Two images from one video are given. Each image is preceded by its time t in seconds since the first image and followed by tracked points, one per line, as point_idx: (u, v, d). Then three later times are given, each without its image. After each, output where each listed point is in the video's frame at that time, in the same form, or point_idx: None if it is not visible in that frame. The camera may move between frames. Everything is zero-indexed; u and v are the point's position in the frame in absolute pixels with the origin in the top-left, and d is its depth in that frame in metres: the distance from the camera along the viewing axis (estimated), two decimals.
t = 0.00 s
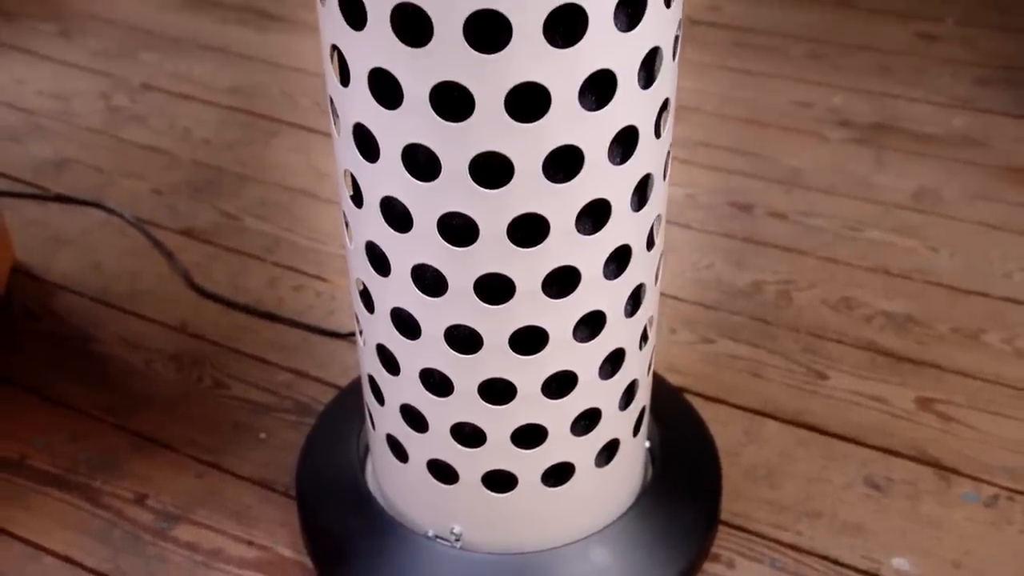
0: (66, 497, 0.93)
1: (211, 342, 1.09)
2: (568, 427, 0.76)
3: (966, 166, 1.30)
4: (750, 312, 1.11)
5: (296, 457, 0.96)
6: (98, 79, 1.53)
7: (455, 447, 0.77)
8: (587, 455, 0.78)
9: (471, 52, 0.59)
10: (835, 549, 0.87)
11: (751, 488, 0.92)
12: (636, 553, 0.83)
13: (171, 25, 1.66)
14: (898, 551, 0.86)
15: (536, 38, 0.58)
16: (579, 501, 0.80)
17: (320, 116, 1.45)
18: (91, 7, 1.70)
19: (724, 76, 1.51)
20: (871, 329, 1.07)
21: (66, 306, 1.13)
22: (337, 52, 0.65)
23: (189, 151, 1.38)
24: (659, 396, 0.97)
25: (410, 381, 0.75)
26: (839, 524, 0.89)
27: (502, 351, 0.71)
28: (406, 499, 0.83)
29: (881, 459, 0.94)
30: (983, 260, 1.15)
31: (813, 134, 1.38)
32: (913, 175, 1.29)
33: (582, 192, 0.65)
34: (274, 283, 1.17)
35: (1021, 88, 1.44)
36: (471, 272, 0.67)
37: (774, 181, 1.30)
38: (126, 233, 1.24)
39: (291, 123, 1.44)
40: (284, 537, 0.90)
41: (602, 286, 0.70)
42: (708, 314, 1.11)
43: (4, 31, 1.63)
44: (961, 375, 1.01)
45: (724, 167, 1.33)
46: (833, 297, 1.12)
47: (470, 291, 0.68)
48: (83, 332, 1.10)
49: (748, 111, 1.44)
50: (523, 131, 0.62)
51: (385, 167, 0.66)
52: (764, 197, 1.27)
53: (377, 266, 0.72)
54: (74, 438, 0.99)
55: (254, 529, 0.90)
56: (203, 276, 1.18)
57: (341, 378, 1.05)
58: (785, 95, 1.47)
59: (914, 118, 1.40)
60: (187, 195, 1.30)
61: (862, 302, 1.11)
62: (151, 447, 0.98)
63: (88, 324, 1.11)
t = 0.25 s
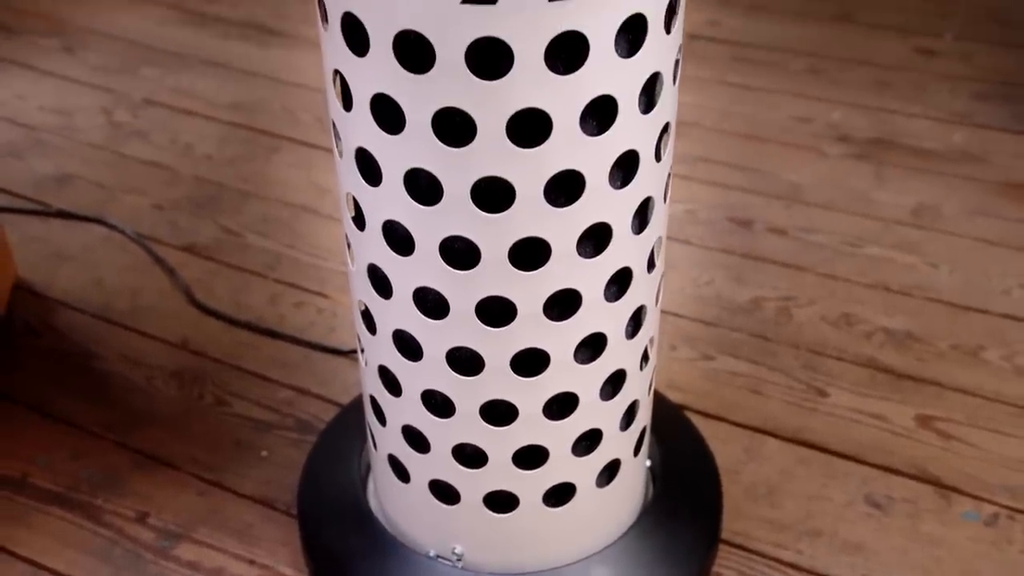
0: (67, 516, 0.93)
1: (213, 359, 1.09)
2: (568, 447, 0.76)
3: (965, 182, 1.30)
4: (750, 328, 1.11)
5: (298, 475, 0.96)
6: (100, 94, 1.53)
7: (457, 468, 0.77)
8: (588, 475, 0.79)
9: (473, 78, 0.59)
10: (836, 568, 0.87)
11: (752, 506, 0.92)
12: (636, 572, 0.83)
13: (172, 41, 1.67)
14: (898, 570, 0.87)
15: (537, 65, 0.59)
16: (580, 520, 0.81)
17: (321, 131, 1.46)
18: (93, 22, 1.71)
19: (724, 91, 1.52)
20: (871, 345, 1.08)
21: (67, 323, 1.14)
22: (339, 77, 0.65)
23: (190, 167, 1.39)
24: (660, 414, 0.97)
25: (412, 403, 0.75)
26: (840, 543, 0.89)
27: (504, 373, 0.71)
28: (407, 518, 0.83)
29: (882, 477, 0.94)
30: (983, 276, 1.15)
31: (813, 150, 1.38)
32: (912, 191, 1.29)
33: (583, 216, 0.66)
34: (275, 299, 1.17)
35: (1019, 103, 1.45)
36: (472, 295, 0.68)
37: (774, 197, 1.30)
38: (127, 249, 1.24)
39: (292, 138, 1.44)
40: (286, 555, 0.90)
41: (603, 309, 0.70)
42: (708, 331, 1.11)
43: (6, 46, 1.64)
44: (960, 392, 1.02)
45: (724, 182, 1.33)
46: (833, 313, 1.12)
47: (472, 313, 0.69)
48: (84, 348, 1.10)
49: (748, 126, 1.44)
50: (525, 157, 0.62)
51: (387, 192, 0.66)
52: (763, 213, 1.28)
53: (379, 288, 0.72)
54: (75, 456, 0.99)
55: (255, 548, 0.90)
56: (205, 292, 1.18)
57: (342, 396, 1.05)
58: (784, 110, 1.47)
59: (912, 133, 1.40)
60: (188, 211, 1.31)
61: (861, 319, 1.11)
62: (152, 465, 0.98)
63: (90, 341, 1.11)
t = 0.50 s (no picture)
0: (69, 535, 0.93)
1: (215, 377, 1.09)
2: (570, 469, 0.76)
3: (964, 199, 1.31)
4: (751, 346, 1.11)
5: (299, 494, 0.96)
6: (102, 110, 1.54)
7: (459, 489, 0.77)
8: (589, 496, 0.79)
9: (475, 105, 0.60)
10: None
11: (753, 525, 0.93)
12: None
13: (174, 57, 1.68)
14: None
15: (538, 93, 0.59)
16: (581, 542, 0.81)
17: (322, 148, 1.46)
18: (94, 38, 1.72)
19: (723, 108, 1.52)
20: (871, 364, 1.08)
21: (69, 341, 1.14)
22: (343, 103, 0.66)
23: (192, 183, 1.39)
24: (661, 433, 0.98)
25: (414, 425, 0.76)
26: (840, 563, 0.89)
27: (506, 396, 0.71)
28: (408, 539, 0.84)
29: (882, 496, 0.94)
30: (982, 294, 1.16)
31: (812, 166, 1.39)
32: (911, 208, 1.30)
33: (584, 241, 0.66)
34: (276, 317, 1.17)
35: (1017, 120, 1.46)
36: (474, 319, 0.68)
37: (774, 214, 1.31)
38: (129, 266, 1.25)
39: (293, 155, 1.45)
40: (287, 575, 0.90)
41: (604, 332, 0.71)
42: (709, 349, 1.11)
43: (8, 62, 1.64)
44: (960, 411, 1.02)
45: (724, 199, 1.34)
46: (833, 331, 1.12)
47: (474, 337, 0.69)
48: (86, 366, 1.11)
49: (747, 143, 1.45)
50: (528, 183, 0.63)
51: (389, 217, 0.66)
52: (763, 230, 1.28)
53: (382, 312, 0.72)
54: (77, 475, 0.99)
55: (257, 568, 0.90)
56: (206, 310, 1.18)
57: (343, 414, 1.05)
58: (784, 126, 1.48)
59: (911, 150, 1.41)
60: (190, 228, 1.31)
61: (861, 337, 1.11)
62: (154, 484, 0.98)
63: (91, 359, 1.12)
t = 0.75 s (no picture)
0: (71, 557, 0.94)
1: (216, 396, 1.10)
2: (571, 492, 0.77)
3: (963, 217, 1.31)
4: (751, 365, 1.11)
5: (301, 515, 0.97)
6: (104, 127, 1.54)
7: (460, 512, 0.78)
8: (590, 519, 0.79)
9: (476, 134, 0.60)
10: None
11: (753, 546, 0.93)
12: None
13: (175, 74, 1.68)
14: None
15: (540, 121, 0.60)
16: (582, 564, 0.81)
17: (323, 165, 1.46)
18: (96, 55, 1.72)
19: (723, 125, 1.53)
20: (871, 383, 1.08)
21: (71, 360, 1.14)
22: (345, 130, 0.66)
23: (193, 201, 1.40)
24: (662, 453, 0.98)
25: (415, 448, 0.76)
26: None
27: (507, 420, 0.72)
28: (410, 561, 0.84)
29: (882, 517, 0.95)
30: (981, 313, 1.16)
31: (812, 184, 1.39)
32: (910, 226, 1.30)
33: (585, 267, 0.66)
34: (278, 336, 1.17)
35: (1016, 138, 1.46)
36: (476, 344, 0.68)
37: (773, 232, 1.31)
38: (131, 284, 1.25)
39: (294, 172, 1.45)
40: None
41: (604, 356, 0.71)
42: (709, 368, 1.11)
43: (10, 80, 1.65)
44: (960, 431, 1.02)
45: (725, 217, 1.34)
46: (833, 350, 1.13)
47: (475, 362, 0.69)
48: (88, 386, 1.11)
49: (747, 160, 1.45)
50: (529, 211, 0.63)
51: (392, 243, 0.67)
52: (763, 249, 1.28)
53: (384, 336, 0.73)
54: (79, 495, 0.99)
55: None
56: (208, 328, 1.18)
57: (345, 434, 1.05)
58: (783, 144, 1.48)
59: (911, 168, 1.41)
60: (191, 246, 1.31)
61: (861, 356, 1.11)
62: (156, 505, 0.98)
63: (93, 378, 1.12)
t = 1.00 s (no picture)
0: None
1: (218, 416, 1.10)
2: (572, 516, 0.77)
3: (962, 235, 1.32)
4: (751, 385, 1.12)
5: (302, 536, 0.97)
6: (106, 145, 1.55)
7: (461, 536, 0.78)
8: (590, 542, 0.80)
9: (478, 164, 0.61)
10: None
11: (753, 568, 0.93)
12: None
13: (177, 92, 1.69)
14: None
15: (541, 151, 0.60)
16: None
17: (323, 183, 1.47)
18: (98, 73, 1.73)
19: (722, 143, 1.53)
20: (871, 403, 1.08)
21: (73, 379, 1.14)
22: (347, 157, 0.67)
23: (195, 219, 1.40)
24: (661, 474, 0.98)
25: (417, 472, 0.76)
26: None
27: (508, 445, 0.72)
28: None
29: (882, 538, 0.95)
30: (980, 332, 1.16)
31: (811, 203, 1.40)
32: (910, 245, 1.31)
33: (586, 294, 0.67)
34: (279, 356, 1.18)
35: (1015, 156, 1.47)
36: (478, 370, 0.69)
37: (773, 251, 1.31)
38: (133, 303, 1.26)
39: (294, 190, 1.46)
40: None
41: (605, 382, 0.72)
42: (709, 388, 1.12)
43: (12, 99, 1.66)
44: (960, 451, 1.03)
45: (725, 235, 1.35)
46: (833, 369, 1.13)
47: (477, 388, 0.70)
48: (89, 405, 1.11)
49: (747, 178, 1.46)
50: (530, 239, 0.63)
51: (394, 270, 0.67)
52: (763, 267, 1.29)
53: (385, 361, 0.73)
54: (81, 517, 0.99)
55: None
56: (209, 348, 1.19)
57: (346, 455, 1.05)
58: (782, 162, 1.49)
59: (910, 186, 1.42)
60: (193, 265, 1.32)
61: (861, 376, 1.12)
62: (157, 526, 0.99)
63: (95, 398, 1.12)
